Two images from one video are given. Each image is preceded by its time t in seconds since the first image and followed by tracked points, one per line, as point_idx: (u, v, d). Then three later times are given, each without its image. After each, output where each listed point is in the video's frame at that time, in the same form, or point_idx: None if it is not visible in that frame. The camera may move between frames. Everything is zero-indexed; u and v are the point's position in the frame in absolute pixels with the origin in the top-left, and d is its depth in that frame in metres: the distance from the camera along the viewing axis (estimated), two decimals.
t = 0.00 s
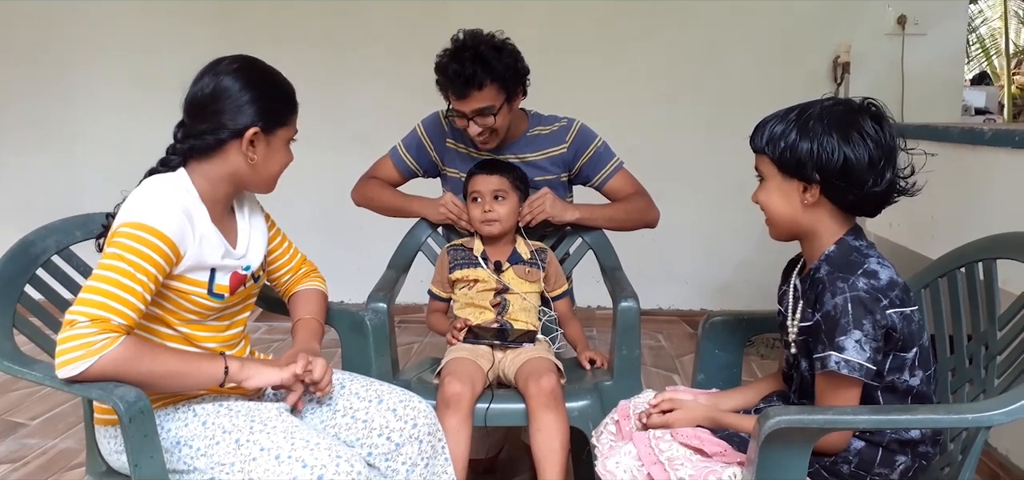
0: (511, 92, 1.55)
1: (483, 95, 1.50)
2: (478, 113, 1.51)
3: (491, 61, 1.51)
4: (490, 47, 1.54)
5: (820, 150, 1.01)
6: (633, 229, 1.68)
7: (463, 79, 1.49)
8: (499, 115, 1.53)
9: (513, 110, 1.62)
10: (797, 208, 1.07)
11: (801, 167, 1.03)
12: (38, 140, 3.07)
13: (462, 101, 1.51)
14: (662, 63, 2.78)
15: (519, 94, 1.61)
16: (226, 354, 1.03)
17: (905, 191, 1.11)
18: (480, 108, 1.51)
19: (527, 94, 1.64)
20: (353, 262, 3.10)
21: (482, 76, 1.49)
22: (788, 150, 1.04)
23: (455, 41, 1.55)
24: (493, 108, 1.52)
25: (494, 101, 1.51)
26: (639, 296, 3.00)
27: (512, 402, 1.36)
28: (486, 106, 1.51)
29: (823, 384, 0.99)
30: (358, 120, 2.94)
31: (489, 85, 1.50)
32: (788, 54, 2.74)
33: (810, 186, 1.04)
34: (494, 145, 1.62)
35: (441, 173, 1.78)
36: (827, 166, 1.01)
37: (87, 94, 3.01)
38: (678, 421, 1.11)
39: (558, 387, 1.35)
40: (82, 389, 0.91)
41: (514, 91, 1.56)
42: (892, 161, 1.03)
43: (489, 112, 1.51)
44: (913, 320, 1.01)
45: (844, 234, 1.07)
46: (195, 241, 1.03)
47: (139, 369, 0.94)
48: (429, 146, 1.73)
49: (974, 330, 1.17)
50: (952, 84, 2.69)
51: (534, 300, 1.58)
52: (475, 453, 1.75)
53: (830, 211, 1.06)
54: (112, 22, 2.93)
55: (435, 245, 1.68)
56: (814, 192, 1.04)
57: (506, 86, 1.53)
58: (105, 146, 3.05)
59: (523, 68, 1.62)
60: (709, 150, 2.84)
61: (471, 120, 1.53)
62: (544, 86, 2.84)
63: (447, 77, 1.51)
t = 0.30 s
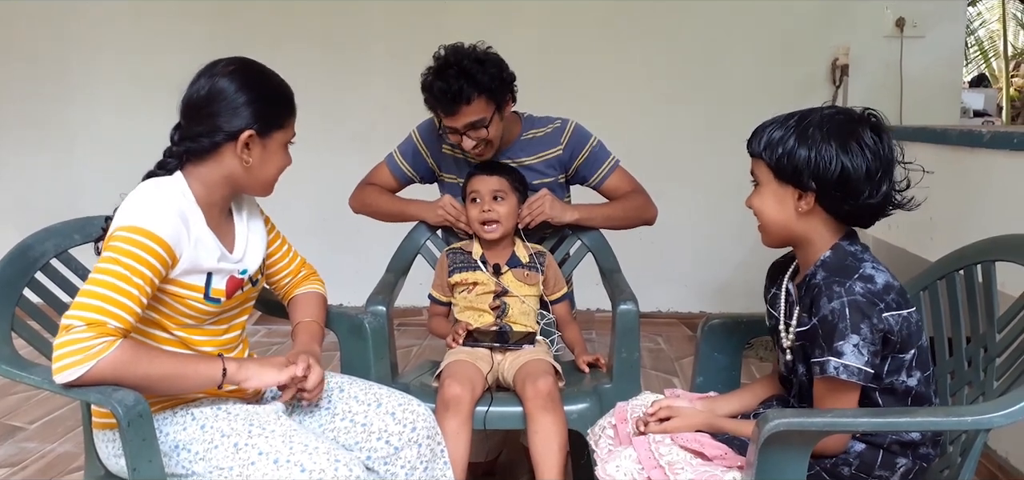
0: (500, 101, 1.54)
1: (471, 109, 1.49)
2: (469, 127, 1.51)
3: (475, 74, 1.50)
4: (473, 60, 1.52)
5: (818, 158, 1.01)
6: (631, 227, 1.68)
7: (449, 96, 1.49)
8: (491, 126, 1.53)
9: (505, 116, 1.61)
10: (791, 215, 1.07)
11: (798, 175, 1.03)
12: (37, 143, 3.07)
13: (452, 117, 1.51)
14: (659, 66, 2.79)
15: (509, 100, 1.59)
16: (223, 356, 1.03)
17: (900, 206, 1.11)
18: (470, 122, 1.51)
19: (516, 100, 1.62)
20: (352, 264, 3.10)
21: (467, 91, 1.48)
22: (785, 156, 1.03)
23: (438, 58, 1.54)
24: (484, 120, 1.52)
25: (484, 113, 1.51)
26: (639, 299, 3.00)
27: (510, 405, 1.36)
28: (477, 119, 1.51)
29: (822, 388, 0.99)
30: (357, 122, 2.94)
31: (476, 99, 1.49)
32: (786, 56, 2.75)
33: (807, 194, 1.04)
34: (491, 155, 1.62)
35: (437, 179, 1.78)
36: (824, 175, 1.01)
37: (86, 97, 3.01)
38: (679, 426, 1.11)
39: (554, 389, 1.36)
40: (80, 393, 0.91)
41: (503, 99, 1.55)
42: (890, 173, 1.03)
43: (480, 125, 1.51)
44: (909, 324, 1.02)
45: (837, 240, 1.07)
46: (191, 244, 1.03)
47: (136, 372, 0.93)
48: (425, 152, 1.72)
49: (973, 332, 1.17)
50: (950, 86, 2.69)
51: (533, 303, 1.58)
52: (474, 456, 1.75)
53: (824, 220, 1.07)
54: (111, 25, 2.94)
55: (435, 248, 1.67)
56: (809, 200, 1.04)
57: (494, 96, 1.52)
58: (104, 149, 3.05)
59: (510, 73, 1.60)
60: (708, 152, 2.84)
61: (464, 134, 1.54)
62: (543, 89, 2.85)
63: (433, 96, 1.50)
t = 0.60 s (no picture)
0: (502, 92, 1.55)
1: (471, 84, 1.51)
2: (461, 101, 1.52)
3: (485, 56, 1.53)
4: (490, 45, 1.56)
5: (829, 160, 1.01)
6: (631, 228, 1.68)
7: (455, 65, 1.52)
8: (482, 108, 1.52)
9: (504, 115, 1.61)
10: (799, 218, 1.06)
11: (807, 178, 1.03)
12: (38, 144, 3.07)
13: (451, 87, 1.53)
14: (659, 66, 2.79)
15: (513, 99, 1.61)
16: (223, 356, 1.03)
17: (902, 199, 1.12)
18: (464, 97, 1.52)
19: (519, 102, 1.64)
20: (352, 265, 3.10)
21: (472, 66, 1.51)
22: (791, 160, 1.03)
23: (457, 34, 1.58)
24: (479, 100, 1.52)
25: (480, 93, 1.51)
26: (639, 299, 3.00)
27: (510, 406, 1.36)
28: (471, 97, 1.52)
29: (823, 390, 0.99)
30: (357, 123, 2.94)
31: (478, 75, 1.51)
32: (786, 56, 2.75)
33: (817, 196, 1.04)
34: (477, 145, 1.60)
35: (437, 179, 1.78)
36: (836, 178, 1.01)
37: (86, 98, 3.01)
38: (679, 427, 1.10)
39: (554, 389, 1.36)
40: (80, 395, 0.91)
41: (506, 94, 1.56)
42: (892, 170, 1.04)
43: (471, 102, 1.51)
44: (912, 324, 1.01)
45: (842, 237, 1.08)
46: (189, 245, 1.03)
47: (137, 374, 0.93)
48: (425, 151, 1.72)
49: (973, 332, 1.17)
50: (950, 86, 2.69)
51: (533, 304, 1.59)
52: (474, 456, 1.75)
53: (830, 222, 1.07)
54: (111, 26, 2.94)
55: (434, 248, 1.67)
56: (819, 202, 1.04)
57: (497, 83, 1.53)
58: (104, 150, 3.05)
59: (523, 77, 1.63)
60: (708, 152, 2.84)
61: (455, 109, 1.54)
62: (543, 89, 2.85)
63: (441, 63, 1.54)
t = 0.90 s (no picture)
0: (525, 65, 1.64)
1: (501, 47, 1.61)
2: (490, 62, 1.60)
3: (518, 29, 1.65)
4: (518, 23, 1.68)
5: (838, 157, 1.01)
6: (631, 228, 1.68)
7: (487, 30, 1.62)
8: (508, 73, 1.60)
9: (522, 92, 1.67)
10: (805, 214, 1.06)
11: (814, 175, 1.02)
12: (36, 142, 3.07)
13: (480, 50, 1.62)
14: (659, 64, 2.78)
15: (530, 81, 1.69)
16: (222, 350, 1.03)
17: (908, 201, 1.12)
18: (494, 58, 1.60)
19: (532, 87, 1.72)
20: (352, 263, 3.10)
21: (504, 33, 1.62)
22: (798, 157, 1.03)
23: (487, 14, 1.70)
24: (506, 63, 1.60)
25: (508, 56, 1.61)
26: (639, 297, 3.00)
27: (511, 405, 1.36)
28: (500, 59, 1.60)
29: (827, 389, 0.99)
30: (356, 121, 2.93)
31: (508, 42, 1.62)
32: (787, 55, 2.74)
33: (824, 194, 1.04)
34: (497, 115, 1.61)
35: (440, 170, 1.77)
36: (844, 176, 1.01)
37: (85, 96, 3.01)
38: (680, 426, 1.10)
39: (555, 388, 1.36)
40: (81, 394, 0.91)
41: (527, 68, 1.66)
42: (901, 168, 1.05)
43: (500, 63, 1.60)
44: (917, 324, 1.02)
45: (847, 238, 1.07)
46: (176, 239, 1.02)
47: (136, 370, 0.93)
48: (429, 140, 1.72)
49: (973, 331, 1.18)
50: (949, 85, 2.69)
51: (533, 303, 1.59)
52: (473, 455, 1.75)
53: (836, 219, 1.07)
54: (110, 24, 2.93)
55: (434, 247, 1.68)
56: (826, 199, 1.04)
57: (522, 55, 1.64)
58: (102, 148, 3.05)
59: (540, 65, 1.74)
60: (708, 151, 2.84)
61: (483, 71, 1.60)
62: (542, 87, 2.84)
63: (473, 28, 1.64)
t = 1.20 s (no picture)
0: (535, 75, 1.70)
1: (519, 55, 1.65)
2: (509, 67, 1.64)
3: (533, 40, 1.70)
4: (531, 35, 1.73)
5: (848, 167, 1.01)
6: (623, 237, 1.68)
7: (506, 36, 1.67)
8: (524, 80, 1.65)
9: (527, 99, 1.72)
10: (809, 220, 1.06)
11: (823, 183, 1.02)
12: (28, 145, 3.06)
13: (498, 54, 1.65)
14: (653, 71, 2.79)
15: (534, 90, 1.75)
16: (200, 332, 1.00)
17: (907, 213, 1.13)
18: (513, 63, 1.64)
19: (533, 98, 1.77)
20: (344, 268, 3.09)
21: (521, 42, 1.67)
22: (807, 163, 1.02)
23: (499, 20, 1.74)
24: (523, 70, 1.65)
25: (525, 64, 1.65)
26: (630, 304, 3.00)
27: (502, 410, 1.36)
28: (518, 65, 1.65)
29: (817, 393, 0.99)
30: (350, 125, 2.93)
31: (525, 51, 1.67)
32: (779, 62, 2.76)
33: (831, 202, 1.04)
34: (506, 115, 1.65)
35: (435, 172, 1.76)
36: (854, 186, 1.02)
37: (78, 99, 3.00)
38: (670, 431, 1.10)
39: (547, 395, 1.36)
40: (67, 395, 0.90)
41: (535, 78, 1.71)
42: (906, 181, 1.06)
43: (518, 69, 1.64)
44: (909, 333, 1.02)
45: (842, 244, 1.08)
46: (104, 234, 1.00)
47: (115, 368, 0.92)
48: (425, 139, 1.72)
49: (961, 339, 1.18)
50: (939, 94, 2.71)
51: (525, 310, 1.59)
52: (463, 462, 1.74)
53: (837, 228, 1.08)
54: (104, 27, 2.93)
55: (426, 252, 1.68)
56: (833, 206, 1.05)
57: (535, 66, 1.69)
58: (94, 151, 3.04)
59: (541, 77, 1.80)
60: (701, 157, 2.85)
61: (501, 73, 1.64)
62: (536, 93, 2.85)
63: (493, 32, 1.67)
